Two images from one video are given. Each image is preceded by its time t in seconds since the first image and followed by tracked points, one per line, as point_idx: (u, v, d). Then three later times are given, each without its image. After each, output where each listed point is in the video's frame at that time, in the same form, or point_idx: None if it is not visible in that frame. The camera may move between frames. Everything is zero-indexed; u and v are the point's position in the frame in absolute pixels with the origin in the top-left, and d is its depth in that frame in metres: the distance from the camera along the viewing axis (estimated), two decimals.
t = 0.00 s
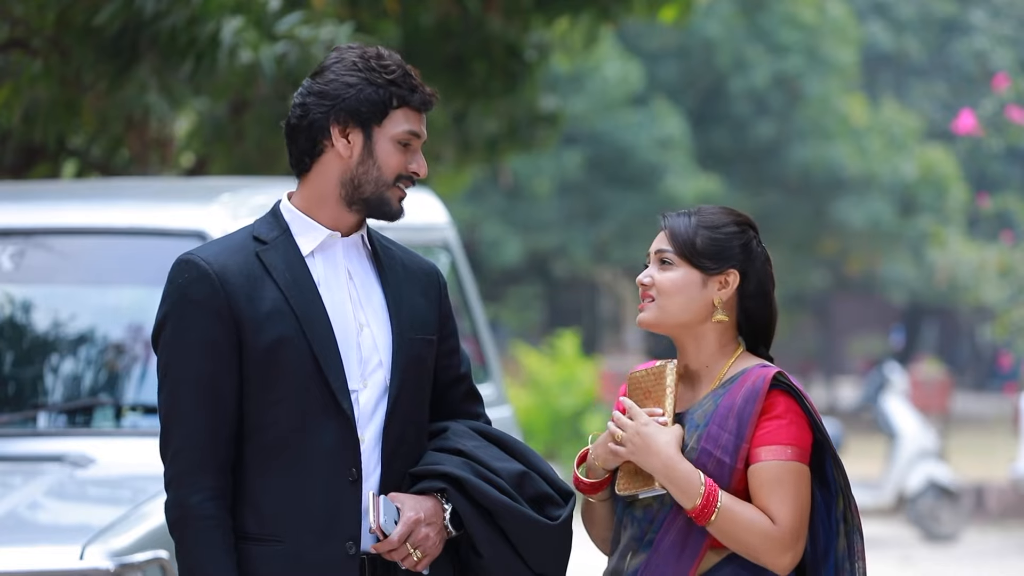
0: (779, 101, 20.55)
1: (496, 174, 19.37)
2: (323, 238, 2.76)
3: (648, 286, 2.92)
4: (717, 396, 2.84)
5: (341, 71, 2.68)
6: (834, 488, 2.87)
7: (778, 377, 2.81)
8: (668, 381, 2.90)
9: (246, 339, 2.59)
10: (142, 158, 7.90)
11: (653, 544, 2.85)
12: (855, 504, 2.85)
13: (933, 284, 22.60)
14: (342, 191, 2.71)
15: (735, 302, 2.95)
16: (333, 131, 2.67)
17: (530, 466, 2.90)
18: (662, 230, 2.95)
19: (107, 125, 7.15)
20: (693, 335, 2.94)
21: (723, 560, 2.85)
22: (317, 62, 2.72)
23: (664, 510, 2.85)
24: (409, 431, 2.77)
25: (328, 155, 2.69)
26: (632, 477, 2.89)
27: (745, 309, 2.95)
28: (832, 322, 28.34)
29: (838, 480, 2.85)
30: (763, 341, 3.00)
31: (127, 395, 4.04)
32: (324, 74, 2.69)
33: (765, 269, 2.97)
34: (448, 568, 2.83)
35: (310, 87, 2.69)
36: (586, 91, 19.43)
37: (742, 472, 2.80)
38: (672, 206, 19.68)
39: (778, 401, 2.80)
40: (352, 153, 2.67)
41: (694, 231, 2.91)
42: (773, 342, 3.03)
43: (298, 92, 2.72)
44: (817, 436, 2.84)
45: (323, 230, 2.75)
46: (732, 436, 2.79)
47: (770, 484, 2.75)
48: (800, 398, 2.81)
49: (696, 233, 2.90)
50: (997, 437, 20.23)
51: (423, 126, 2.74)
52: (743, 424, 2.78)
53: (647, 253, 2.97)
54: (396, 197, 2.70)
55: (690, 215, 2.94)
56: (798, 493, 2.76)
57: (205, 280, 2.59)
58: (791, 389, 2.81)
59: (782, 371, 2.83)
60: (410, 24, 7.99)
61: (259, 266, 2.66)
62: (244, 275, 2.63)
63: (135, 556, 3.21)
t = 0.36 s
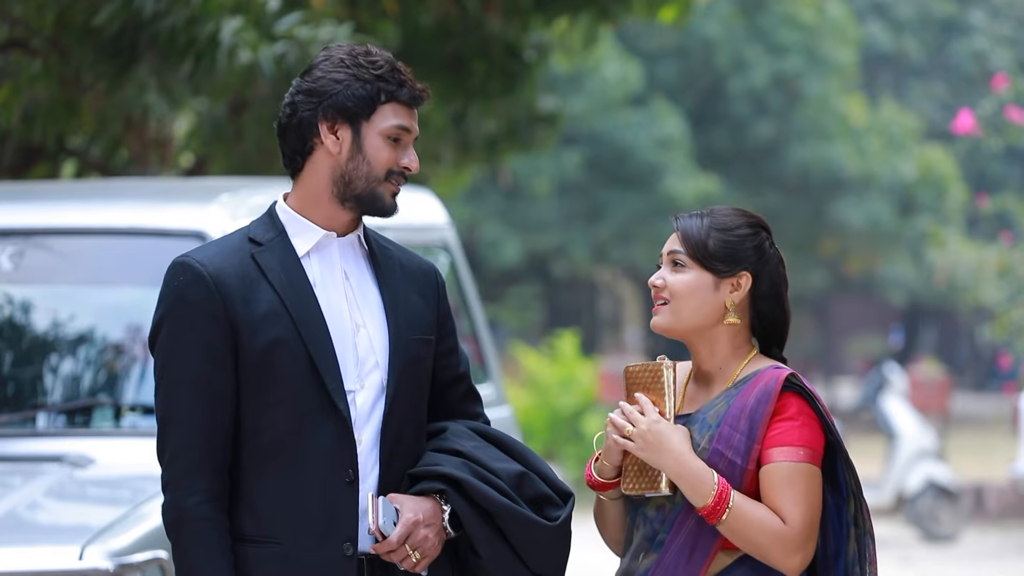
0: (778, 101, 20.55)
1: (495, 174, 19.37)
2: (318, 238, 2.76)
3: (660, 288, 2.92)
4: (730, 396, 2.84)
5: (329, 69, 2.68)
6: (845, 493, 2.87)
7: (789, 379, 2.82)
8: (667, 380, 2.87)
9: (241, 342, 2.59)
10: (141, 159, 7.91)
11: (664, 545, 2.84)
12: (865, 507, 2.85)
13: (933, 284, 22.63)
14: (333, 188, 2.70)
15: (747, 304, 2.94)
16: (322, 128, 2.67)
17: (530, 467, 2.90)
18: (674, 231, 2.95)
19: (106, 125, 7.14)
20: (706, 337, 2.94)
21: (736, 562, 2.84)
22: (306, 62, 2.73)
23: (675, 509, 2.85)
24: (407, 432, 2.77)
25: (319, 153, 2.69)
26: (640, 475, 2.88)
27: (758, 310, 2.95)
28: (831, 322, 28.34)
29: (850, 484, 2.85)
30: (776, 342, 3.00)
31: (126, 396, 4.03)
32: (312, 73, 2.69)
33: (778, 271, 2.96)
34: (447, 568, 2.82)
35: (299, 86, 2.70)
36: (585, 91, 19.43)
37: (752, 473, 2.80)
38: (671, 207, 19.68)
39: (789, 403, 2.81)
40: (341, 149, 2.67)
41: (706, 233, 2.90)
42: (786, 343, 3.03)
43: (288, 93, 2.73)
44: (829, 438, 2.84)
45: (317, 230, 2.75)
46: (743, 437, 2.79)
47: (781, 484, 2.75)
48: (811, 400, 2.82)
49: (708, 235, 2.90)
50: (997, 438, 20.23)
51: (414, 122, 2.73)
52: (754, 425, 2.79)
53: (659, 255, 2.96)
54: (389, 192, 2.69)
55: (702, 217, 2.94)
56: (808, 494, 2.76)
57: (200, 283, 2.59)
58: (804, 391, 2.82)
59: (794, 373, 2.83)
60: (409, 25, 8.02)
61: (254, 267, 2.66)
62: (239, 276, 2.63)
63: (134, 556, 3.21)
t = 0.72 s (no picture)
0: (778, 101, 20.56)
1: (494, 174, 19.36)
2: (307, 239, 2.76)
3: (668, 290, 2.92)
4: (737, 398, 2.84)
5: (307, 68, 2.68)
6: (852, 496, 2.87)
7: (796, 382, 2.82)
8: (664, 382, 2.86)
9: (232, 345, 2.59)
10: (141, 158, 7.91)
11: (667, 545, 2.85)
12: (870, 510, 2.86)
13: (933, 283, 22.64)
14: (320, 188, 2.71)
15: (755, 306, 2.94)
16: (304, 128, 2.67)
17: (527, 465, 2.90)
18: (682, 233, 2.95)
19: (105, 125, 7.13)
20: (714, 339, 2.94)
21: (738, 561, 2.85)
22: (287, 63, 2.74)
23: (679, 509, 2.85)
24: (401, 432, 2.77)
25: (303, 152, 2.70)
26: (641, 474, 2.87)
27: (766, 313, 2.95)
28: (831, 322, 28.33)
29: (855, 487, 2.86)
30: (783, 344, 3.00)
31: (125, 396, 4.03)
32: (292, 74, 2.70)
33: (786, 274, 2.96)
34: (447, 567, 2.83)
35: (279, 89, 2.71)
36: (585, 91, 19.44)
37: (757, 474, 2.81)
38: (671, 207, 19.69)
39: (796, 406, 2.81)
40: (324, 148, 2.67)
41: (714, 235, 2.91)
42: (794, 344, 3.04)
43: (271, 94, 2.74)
44: (834, 442, 2.84)
45: (306, 230, 2.75)
46: (749, 438, 2.79)
47: (786, 487, 2.76)
48: (818, 403, 2.82)
49: (716, 238, 2.90)
50: (996, 438, 20.24)
51: (399, 118, 2.72)
52: (761, 427, 2.79)
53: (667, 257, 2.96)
54: (376, 187, 2.69)
55: (710, 219, 2.94)
56: (813, 497, 2.77)
57: (191, 287, 2.59)
58: (811, 394, 2.82)
59: (802, 376, 2.84)
60: (409, 25, 8.00)
61: (245, 270, 2.66)
62: (229, 280, 2.62)
63: (134, 556, 3.22)
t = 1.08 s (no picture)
0: (777, 102, 20.56)
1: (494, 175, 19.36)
2: (290, 244, 2.72)
3: (664, 290, 2.92)
4: (735, 398, 2.83)
5: (274, 89, 2.60)
6: (847, 498, 2.87)
7: (795, 383, 2.82)
8: (659, 381, 2.86)
9: (230, 350, 2.56)
10: (141, 158, 7.92)
11: (661, 544, 2.84)
12: (866, 508, 2.85)
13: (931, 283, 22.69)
14: (302, 201, 2.67)
15: (752, 307, 2.94)
16: (284, 151, 2.62)
17: (506, 455, 2.91)
18: (678, 232, 2.94)
19: (104, 125, 7.13)
20: (710, 340, 2.94)
21: (734, 560, 2.85)
22: (246, 77, 2.63)
23: (674, 508, 2.85)
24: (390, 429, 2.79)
25: (283, 171, 2.64)
26: (634, 472, 2.87)
27: (763, 313, 2.95)
28: (830, 322, 28.34)
29: (852, 489, 2.85)
30: (780, 343, 3.00)
31: (124, 397, 4.02)
32: (259, 93, 2.60)
33: (782, 274, 2.96)
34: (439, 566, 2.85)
35: (244, 108, 2.62)
36: (584, 92, 19.45)
37: (755, 475, 2.80)
38: (670, 207, 19.69)
39: (795, 407, 2.81)
40: (306, 168, 2.63)
41: (711, 234, 2.91)
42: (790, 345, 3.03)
43: (234, 110, 2.64)
44: (832, 443, 2.84)
45: (290, 232, 2.72)
46: (747, 439, 2.79)
47: (785, 486, 2.76)
48: (815, 404, 2.82)
49: (712, 237, 2.90)
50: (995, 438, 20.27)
51: (367, 116, 2.69)
52: (759, 428, 2.78)
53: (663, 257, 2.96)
54: (358, 192, 2.69)
55: (707, 218, 2.94)
56: (812, 498, 2.77)
57: (188, 291, 2.54)
58: (809, 396, 2.83)
59: (800, 378, 2.84)
60: (407, 25, 7.99)
61: (236, 273, 2.62)
62: (224, 285, 2.59)
63: (133, 556, 3.21)
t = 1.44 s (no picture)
0: (776, 101, 20.56)
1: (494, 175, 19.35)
2: (284, 253, 2.75)
3: (656, 292, 2.92)
4: (726, 399, 2.83)
5: (301, 109, 2.59)
6: (838, 498, 2.88)
7: (788, 385, 2.82)
8: (658, 384, 2.87)
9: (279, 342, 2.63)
10: (140, 158, 7.92)
11: (652, 545, 2.84)
12: (858, 510, 2.86)
13: (931, 283, 22.70)
14: (293, 216, 2.68)
15: (744, 305, 2.95)
16: (290, 169, 2.61)
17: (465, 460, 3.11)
18: (670, 232, 2.94)
19: (103, 124, 7.13)
20: (702, 340, 2.95)
21: (723, 560, 2.86)
22: (277, 84, 2.61)
23: (665, 510, 2.85)
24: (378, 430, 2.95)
25: (283, 184, 2.64)
26: (625, 473, 2.87)
27: (755, 311, 2.96)
28: (829, 322, 28.33)
29: (843, 490, 2.86)
30: (772, 340, 3.01)
31: (123, 396, 4.02)
32: (287, 106, 2.59)
33: (774, 272, 2.97)
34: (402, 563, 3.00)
35: (269, 115, 2.60)
36: (584, 92, 19.45)
37: (746, 476, 2.81)
38: (669, 207, 19.69)
39: (787, 408, 2.81)
40: (306, 189, 2.64)
41: (702, 235, 2.90)
42: (781, 342, 3.05)
43: (254, 111, 2.63)
44: (823, 444, 2.85)
45: (281, 241, 2.74)
46: (738, 441, 2.79)
47: (776, 488, 2.76)
48: (808, 406, 2.82)
49: (703, 237, 2.90)
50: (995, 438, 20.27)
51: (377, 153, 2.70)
52: (750, 430, 2.79)
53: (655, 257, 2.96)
54: (343, 221, 2.70)
55: (698, 217, 2.94)
56: (804, 500, 2.77)
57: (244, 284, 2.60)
58: (801, 398, 2.82)
59: (792, 379, 2.84)
60: (407, 24, 7.99)
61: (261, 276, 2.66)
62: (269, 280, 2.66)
63: (132, 556, 3.21)
